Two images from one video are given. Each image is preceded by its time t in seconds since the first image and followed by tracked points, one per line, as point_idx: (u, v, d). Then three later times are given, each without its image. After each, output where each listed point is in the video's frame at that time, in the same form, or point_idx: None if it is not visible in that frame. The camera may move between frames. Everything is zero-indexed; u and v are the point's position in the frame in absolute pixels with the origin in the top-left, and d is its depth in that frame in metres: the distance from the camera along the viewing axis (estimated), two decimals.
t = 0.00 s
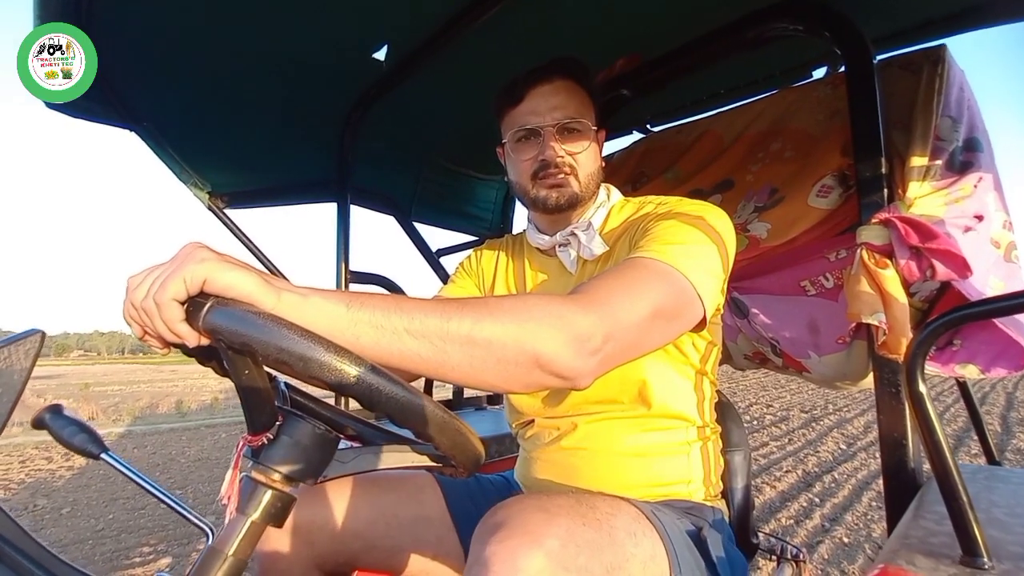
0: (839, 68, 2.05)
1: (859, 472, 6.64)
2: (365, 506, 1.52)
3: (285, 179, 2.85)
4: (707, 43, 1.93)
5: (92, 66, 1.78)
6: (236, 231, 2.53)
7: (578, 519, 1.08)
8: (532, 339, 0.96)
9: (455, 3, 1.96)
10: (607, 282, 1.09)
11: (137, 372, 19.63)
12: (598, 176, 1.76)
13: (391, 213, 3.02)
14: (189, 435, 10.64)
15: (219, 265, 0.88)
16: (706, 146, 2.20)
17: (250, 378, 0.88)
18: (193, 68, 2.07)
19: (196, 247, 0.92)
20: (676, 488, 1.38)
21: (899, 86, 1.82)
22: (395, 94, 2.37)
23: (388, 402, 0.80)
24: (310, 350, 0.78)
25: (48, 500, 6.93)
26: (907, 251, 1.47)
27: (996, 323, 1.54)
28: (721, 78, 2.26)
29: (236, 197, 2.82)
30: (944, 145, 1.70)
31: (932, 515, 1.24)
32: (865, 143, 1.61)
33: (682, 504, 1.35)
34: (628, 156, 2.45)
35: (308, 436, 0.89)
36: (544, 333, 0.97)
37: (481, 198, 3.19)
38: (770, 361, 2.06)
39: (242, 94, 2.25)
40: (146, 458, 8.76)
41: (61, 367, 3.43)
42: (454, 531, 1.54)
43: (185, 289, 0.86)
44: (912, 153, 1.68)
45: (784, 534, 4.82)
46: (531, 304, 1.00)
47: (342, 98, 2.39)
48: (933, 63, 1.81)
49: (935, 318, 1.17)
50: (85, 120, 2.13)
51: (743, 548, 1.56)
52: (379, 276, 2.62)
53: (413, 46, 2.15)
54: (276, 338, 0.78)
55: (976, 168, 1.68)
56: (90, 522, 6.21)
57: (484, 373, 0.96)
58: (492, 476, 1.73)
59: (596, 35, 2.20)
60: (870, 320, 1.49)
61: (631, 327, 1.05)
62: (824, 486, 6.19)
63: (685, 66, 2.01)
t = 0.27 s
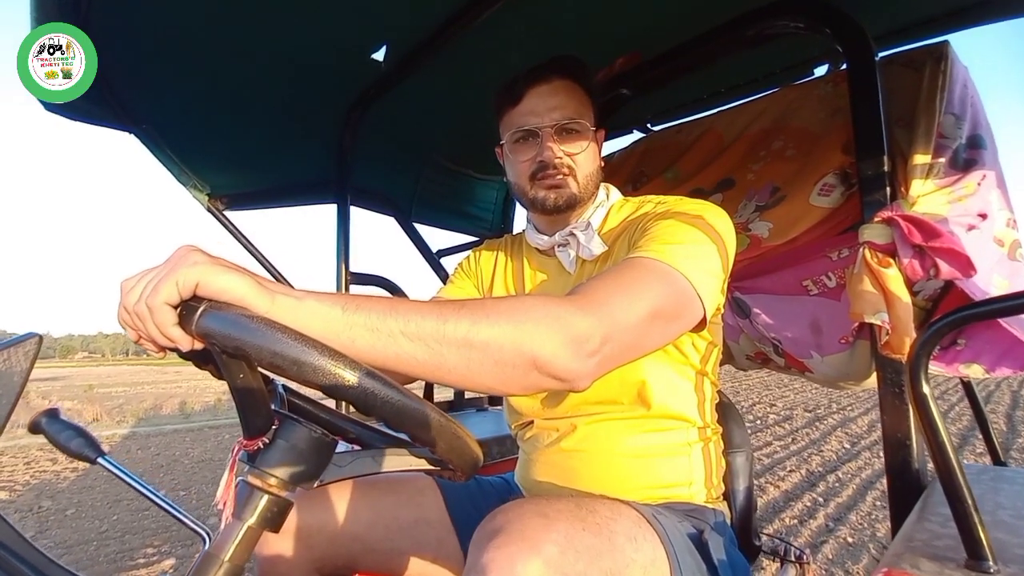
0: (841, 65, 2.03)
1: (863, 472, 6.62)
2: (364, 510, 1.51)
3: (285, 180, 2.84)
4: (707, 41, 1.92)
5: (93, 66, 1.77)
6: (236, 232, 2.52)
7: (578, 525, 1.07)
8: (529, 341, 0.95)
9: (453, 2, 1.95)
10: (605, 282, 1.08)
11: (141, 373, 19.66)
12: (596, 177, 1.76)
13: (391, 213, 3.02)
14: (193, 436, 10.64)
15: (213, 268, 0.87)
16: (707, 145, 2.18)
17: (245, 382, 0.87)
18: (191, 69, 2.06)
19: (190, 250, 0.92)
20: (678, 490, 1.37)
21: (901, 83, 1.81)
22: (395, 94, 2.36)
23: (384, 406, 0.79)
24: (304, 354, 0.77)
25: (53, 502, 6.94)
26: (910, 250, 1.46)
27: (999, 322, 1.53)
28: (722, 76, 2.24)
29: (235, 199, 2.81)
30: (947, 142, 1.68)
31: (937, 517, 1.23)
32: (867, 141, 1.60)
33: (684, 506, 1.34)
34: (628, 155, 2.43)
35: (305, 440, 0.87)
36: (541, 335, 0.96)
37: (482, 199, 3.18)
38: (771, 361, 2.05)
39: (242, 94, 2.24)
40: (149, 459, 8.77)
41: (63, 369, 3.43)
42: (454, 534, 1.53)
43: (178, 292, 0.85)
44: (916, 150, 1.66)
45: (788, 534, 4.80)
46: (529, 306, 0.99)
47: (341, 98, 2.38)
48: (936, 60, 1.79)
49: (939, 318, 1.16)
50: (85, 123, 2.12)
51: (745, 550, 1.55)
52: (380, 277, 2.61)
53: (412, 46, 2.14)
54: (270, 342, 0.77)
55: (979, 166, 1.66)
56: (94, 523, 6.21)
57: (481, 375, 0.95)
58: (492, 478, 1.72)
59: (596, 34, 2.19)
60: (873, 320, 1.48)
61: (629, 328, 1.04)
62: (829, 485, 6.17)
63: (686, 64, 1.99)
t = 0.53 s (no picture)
0: (847, 61, 2.01)
1: (870, 471, 6.59)
2: (370, 513, 1.49)
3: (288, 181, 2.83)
4: (712, 37, 1.90)
5: (93, 66, 1.77)
6: (239, 234, 2.51)
7: (591, 532, 1.05)
8: (535, 341, 0.94)
9: (455, 1, 1.93)
10: (611, 281, 1.07)
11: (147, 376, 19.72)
12: (598, 176, 1.74)
13: (395, 214, 3.01)
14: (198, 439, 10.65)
15: (215, 269, 0.86)
16: (712, 142, 2.16)
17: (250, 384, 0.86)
18: (193, 71, 2.05)
19: (192, 252, 0.90)
20: (686, 492, 1.35)
21: (908, 78, 1.79)
22: (397, 94, 2.35)
23: (389, 408, 0.78)
24: (308, 356, 0.76)
25: (60, 505, 6.96)
26: (920, 246, 1.44)
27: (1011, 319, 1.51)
28: (726, 73, 2.23)
29: (238, 201, 2.81)
30: (955, 137, 1.67)
31: (951, 518, 1.21)
32: (875, 136, 1.58)
33: (693, 508, 1.33)
34: (632, 154, 2.42)
35: (310, 444, 0.86)
36: (547, 335, 0.94)
37: (485, 199, 3.17)
38: (779, 360, 2.04)
39: (244, 96, 2.24)
40: (156, 462, 8.78)
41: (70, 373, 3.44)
42: (461, 537, 1.52)
43: (180, 294, 0.84)
44: (924, 146, 1.64)
45: (795, 534, 4.77)
46: (535, 305, 0.97)
47: (344, 99, 2.37)
48: (943, 54, 1.77)
49: (952, 314, 1.14)
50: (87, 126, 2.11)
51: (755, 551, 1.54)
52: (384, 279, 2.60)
53: (414, 46, 2.12)
54: (274, 344, 0.76)
55: (989, 160, 1.65)
56: (101, 526, 6.23)
57: (486, 377, 0.93)
58: (498, 480, 1.71)
59: (599, 32, 2.17)
60: (883, 318, 1.46)
61: (637, 327, 1.02)
62: (836, 484, 6.14)
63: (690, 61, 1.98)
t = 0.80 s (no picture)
0: (846, 60, 2.01)
1: (874, 469, 6.57)
2: (371, 519, 1.49)
3: (288, 185, 2.82)
4: (711, 38, 1.89)
5: (92, 66, 1.73)
6: (239, 240, 2.50)
7: (593, 539, 1.05)
8: (536, 348, 0.94)
9: (454, 4, 1.93)
10: (611, 287, 1.06)
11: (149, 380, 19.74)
12: (596, 180, 1.74)
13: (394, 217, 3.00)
14: (201, 443, 10.65)
15: (213, 280, 0.85)
16: (711, 143, 2.16)
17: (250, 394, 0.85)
18: (191, 77, 2.04)
19: (190, 262, 0.90)
20: (689, 496, 1.34)
21: (908, 78, 1.78)
22: (396, 98, 2.34)
23: (389, 418, 0.78)
24: (307, 367, 0.75)
25: (64, 510, 6.96)
26: (921, 247, 1.43)
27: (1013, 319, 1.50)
28: (725, 74, 2.22)
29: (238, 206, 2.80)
30: (956, 136, 1.66)
31: (956, 520, 1.20)
32: (875, 137, 1.57)
33: (696, 512, 1.32)
34: (631, 156, 2.41)
35: (310, 453, 0.85)
36: (547, 342, 0.94)
37: (485, 202, 3.17)
38: (781, 361, 2.04)
39: (243, 101, 2.23)
40: (159, 466, 8.78)
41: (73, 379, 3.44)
42: (463, 543, 1.51)
43: (178, 306, 0.84)
44: (924, 146, 1.64)
45: (799, 533, 4.76)
46: (534, 312, 0.97)
47: (343, 103, 2.37)
48: (943, 53, 1.77)
49: (954, 317, 1.13)
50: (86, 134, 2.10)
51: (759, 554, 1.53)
52: (385, 282, 2.60)
53: (412, 49, 2.12)
54: (272, 355, 0.75)
55: (989, 160, 1.64)
56: (104, 531, 6.22)
57: (486, 385, 0.93)
58: (500, 484, 1.70)
59: (597, 33, 2.16)
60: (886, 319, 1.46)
61: (637, 332, 1.02)
62: (839, 483, 6.13)
63: (689, 62, 1.97)
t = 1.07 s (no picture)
0: (845, 52, 1.99)
1: (879, 463, 6.55)
2: (373, 525, 1.47)
3: (285, 189, 2.81)
4: (708, 33, 1.88)
5: (92, 66, 1.72)
6: (237, 245, 2.49)
7: (596, 545, 1.03)
8: (533, 351, 0.92)
9: (448, 3, 1.91)
10: (609, 287, 1.05)
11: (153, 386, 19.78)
12: (592, 179, 1.72)
13: (393, 219, 2.99)
14: (205, 447, 10.66)
15: (203, 287, 0.84)
16: (710, 138, 2.14)
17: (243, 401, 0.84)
18: (187, 82, 2.03)
19: (180, 269, 0.89)
20: (693, 497, 1.33)
21: (907, 69, 1.76)
22: (392, 99, 2.33)
23: (385, 424, 0.76)
24: (300, 374, 0.74)
25: (70, 518, 6.97)
26: (924, 240, 1.41)
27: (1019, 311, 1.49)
28: (722, 68, 2.20)
29: (235, 211, 2.79)
30: (957, 127, 1.64)
31: (964, 517, 1.19)
32: (876, 129, 1.55)
33: (700, 514, 1.31)
34: (630, 153, 2.39)
35: (307, 461, 0.84)
36: (546, 344, 0.92)
37: (483, 202, 3.16)
38: (784, 357, 2.02)
39: (238, 105, 2.22)
40: (163, 471, 8.79)
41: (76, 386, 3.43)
42: (466, 547, 1.50)
43: (167, 314, 0.83)
44: (925, 137, 1.62)
45: (805, 529, 4.75)
46: (532, 314, 0.95)
47: (340, 104, 2.35)
48: (942, 43, 1.75)
49: (960, 311, 1.11)
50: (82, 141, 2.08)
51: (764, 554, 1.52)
52: (386, 285, 2.59)
53: (407, 49, 2.10)
54: (264, 362, 0.74)
55: (991, 150, 1.62)
56: (110, 537, 6.23)
57: (483, 389, 0.92)
58: (502, 487, 1.69)
59: (593, 30, 2.15)
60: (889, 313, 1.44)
61: (637, 333, 1.00)
62: (845, 477, 6.11)
63: (686, 58, 1.95)
